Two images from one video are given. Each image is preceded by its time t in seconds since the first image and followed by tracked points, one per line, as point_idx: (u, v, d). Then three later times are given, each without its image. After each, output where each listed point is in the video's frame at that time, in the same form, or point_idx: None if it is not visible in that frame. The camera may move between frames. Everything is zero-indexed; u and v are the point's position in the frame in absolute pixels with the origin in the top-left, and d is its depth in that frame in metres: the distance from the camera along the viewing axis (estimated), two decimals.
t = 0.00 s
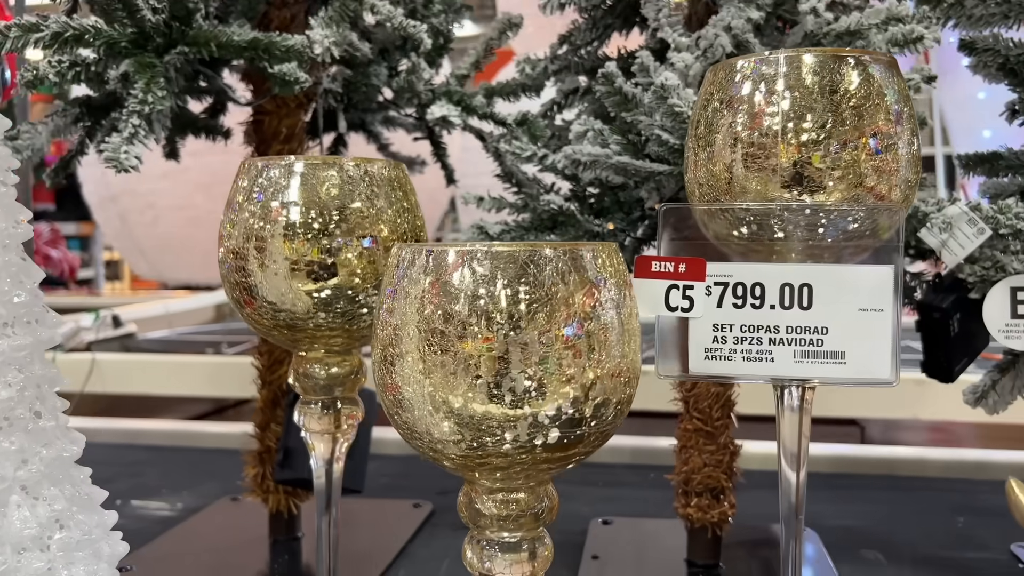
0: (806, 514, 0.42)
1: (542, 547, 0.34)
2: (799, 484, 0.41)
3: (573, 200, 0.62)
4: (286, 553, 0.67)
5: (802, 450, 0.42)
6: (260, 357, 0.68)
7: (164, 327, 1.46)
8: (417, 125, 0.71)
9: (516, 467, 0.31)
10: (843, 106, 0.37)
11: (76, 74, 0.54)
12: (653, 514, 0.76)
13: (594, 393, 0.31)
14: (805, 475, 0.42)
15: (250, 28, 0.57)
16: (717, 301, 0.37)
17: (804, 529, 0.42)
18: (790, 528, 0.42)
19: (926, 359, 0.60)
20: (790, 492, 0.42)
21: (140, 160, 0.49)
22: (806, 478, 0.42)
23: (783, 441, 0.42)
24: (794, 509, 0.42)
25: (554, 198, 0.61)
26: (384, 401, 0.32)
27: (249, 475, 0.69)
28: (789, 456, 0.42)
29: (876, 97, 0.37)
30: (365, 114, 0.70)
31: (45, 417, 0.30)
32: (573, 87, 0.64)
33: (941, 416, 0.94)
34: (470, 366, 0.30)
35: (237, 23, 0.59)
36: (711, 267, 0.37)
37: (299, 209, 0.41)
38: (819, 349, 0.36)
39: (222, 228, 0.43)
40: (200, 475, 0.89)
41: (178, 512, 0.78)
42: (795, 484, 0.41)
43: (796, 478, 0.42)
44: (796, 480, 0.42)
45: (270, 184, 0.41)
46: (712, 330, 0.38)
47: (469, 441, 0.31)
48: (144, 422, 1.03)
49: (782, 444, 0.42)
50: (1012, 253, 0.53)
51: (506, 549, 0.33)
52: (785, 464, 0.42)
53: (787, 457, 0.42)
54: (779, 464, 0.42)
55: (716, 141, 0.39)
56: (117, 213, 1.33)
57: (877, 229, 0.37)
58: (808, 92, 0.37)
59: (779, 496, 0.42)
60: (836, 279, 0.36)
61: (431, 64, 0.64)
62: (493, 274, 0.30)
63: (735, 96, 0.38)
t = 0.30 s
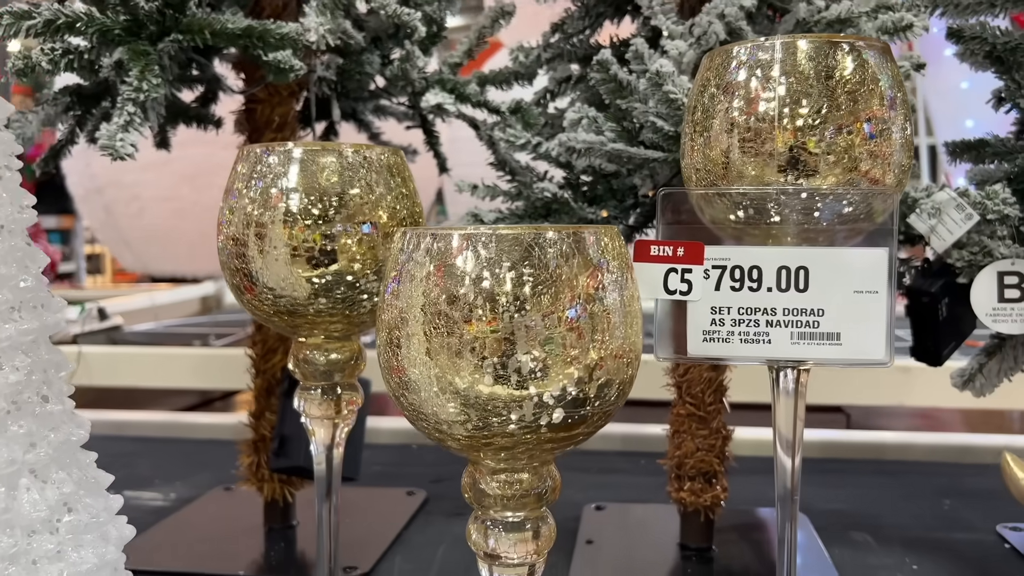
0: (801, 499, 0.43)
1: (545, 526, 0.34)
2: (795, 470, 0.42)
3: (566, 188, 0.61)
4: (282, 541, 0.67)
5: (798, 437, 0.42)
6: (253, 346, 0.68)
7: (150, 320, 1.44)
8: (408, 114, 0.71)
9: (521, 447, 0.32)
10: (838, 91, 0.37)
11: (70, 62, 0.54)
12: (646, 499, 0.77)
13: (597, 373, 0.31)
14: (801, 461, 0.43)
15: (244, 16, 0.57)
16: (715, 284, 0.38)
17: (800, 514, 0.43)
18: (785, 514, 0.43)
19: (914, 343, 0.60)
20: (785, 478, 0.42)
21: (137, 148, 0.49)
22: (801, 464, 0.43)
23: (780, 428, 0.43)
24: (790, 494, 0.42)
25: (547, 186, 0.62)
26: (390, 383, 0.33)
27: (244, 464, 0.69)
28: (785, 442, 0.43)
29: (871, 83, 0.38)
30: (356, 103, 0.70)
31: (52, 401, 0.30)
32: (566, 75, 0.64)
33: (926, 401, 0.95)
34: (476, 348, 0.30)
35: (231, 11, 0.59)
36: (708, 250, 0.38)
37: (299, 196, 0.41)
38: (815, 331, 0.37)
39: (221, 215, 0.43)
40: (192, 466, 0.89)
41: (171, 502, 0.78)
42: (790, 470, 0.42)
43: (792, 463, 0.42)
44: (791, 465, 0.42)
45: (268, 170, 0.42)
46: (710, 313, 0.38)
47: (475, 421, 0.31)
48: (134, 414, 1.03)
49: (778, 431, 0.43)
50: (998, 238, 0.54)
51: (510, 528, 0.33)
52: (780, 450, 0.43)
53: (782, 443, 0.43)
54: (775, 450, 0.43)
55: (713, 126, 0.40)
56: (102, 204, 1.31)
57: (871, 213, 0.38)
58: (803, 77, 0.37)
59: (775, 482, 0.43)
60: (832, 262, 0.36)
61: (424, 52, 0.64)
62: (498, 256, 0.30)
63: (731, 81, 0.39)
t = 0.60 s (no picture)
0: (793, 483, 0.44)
1: (546, 504, 0.35)
2: (787, 454, 0.43)
3: (560, 175, 0.62)
4: (279, 527, 0.68)
5: (790, 422, 0.43)
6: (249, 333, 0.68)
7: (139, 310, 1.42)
8: (401, 103, 0.71)
9: (522, 426, 0.33)
10: (831, 77, 0.38)
11: (65, 50, 0.55)
12: (638, 483, 0.78)
13: (597, 353, 0.32)
14: (793, 445, 0.44)
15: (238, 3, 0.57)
16: (710, 268, 0.39)
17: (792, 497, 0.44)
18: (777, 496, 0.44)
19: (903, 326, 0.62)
20: (778, 462, 0.43)
21: (134, 135, 0.49)
22: (793, 448, 0.44)
23: (772, 413, 0.44)
24: (782, 477, 0.43)
25: (541, 173, 0.62)
26: (393, 364, 0.33)
27: (240, 451, 0.69)
28: (777, 427, 0.44)
29: (862, 69, 0.38)
30: (350, 91, 0.70)
31: (60, 383, 0.31)
32: (558, 63, 0.65)
33: (913, 386, 0.97)
34: (479, 329, 0.31)
35: None
36: (704, 234, 0.39)
37: (299, 182, 0.41)
38: (808, 313, 0.38)
39: (221, 201, 0.44)
40: (187, 454, 0.89)
41: (166, 489, 0.79)
42: (782, 454, 0.43)
43: (784, 448, 0.43)
44: (784, 450, 0.43)
45: (268, 157, 0.42)
46: (705, 296, 0.39)
47: (478, 401, 0.32)
48: (126, 403, 1.03)
49: (771, 417, 0.44)
50: (985, 223, 0.54)
51: (511, 506, 0.34)
52: (773, 435, 0.44)
53: (775, 429, 0.44)
54: (767, 435, 0.44)
55: (707, 112, 0.40)
56: (90, 194, 1.29)
57: (862, 197, 0.38)
58: (797, 64, 0.38)
59: (768, 466, 0.44)
60: (825, 245, 0.37)
61: (418, 40, 0.64)
62: (499, 239, 0.30)
63: (725, 68, 0.39)
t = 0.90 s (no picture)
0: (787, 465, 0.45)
1: (545, 482, 0.35)
2: (781, 438, 0.44)
3: (556, 161, 0.62)
4: (277, 511, 0.68)
5: (783, 407, 0.44)
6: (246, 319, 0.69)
7: (133, 299, 1.40)
8: (396, 89, 0.71)
9: (522, 404, 0.33)
10: (824, 62, 0.38)
11: (62, 36, 0.54)
12: (632, 467, 0.79)
13: (596, 333, 0.33)
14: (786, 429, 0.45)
15: None
16: (705, 250, 0.39)
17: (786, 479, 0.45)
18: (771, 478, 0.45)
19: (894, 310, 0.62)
20: (772, 446, 0.44)
21: (132, 121, 0.50)
22: (787, 432, 0.45)
23: (766, 399, 0.45)
24: (776, 461, 0.44)
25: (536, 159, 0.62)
26: (395, 345, 0.34)
27: (238, 436, 0.70)
28: (771, 412, 0.44)
29: (855, 54, 0.39)
30: (345, 78, 0.70)
31: (68, 364, 0.31)
32: (553, 50, 0.65)
33: (903, 370, 0.98)
34: (480, 310, 0.31)
35: None
36: (700, 217, 0.39)
37: (299, 165, 0.42)
38: (801, 294, 0.38)
39: (221, 186, 0.44)
40: (183, 440, 0.90)
41: (164, 475, 0.79)
42: (776, 438, 0.44)
43: (778, 432, 0.44)
44: (777, 434, 0.44)
45: (267, 141, 0.42)
46: (700, 278, 0.40)
47: (479, 380, 0.32)
48: (121, 390, 1.03)
49: (765, 401, 0.45)
50: (975, 207, 0.55)
51: (511, 484, 0.35)
52: (767, 420, 0.45)
53: (769, 413, 0.45)
54: (762, 419, 0.45)
55: (703, 97, 0.41)
56: (81, 181, 1.26)
57: (855, 180, 0.39)
58: (790, 49, 0.39)
59: (762, 449, 0.45)
60: (818, 228, 0.38)
61: (414, 26, 0.64)
62: (500, 221, 0.31)
63: (720, 53, 0.40)
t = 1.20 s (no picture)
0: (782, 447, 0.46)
1: (544, 459, 0.36)
2: (775, 421, 0.45)
3: (554, 146, 0.62)
4: (279, 493, 0.69)
5: (778, 390, 0.45)
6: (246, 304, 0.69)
7: (132, 286, 1.40)
8: (395, 75, 0.71)
9: (523, 382, 0.34)
10: (819, 46, 0.39)
11: (64, 21, 0.54)
12: (629, 449, 0.79)
13: (595, 313, 0.33)
14: (781, 412, 0.46)
15: None
16: (702, 232, 0.40)
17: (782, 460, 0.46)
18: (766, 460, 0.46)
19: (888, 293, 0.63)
20: (767, 429, 0.45)
21: (135, 106, 0.50)
22: (782, 415, 0.45)
23: (761, 382, 0.45)
24: (771, 443, 0.45)
25: (535, 144, 0.63)
26: (397, 325, 0.35)
27: (240, 419, 0.70)
28: (767, 396, 0.45)
29: (850, 38, 0.39)
30: (343, 65, 0.70)
31: (77, 344, 0.32)
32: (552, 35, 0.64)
33: (898, 355, 0.99)
34: (481, 290, 0.32)
35: None
36: (696, 199, 0.40)
37: (301, 149, 0.42)
38: (796, 275, 0.39)
39: (224, 170, 0.44)
40: (185, 425, 0.91)
41: (166, 458, 0.80)
42: (771, 421, 0.45)
43: (772, 415, 0.45)
44: (772, 417, 0.45)
45: (269, 125, 0.43)
46: (697, 260, 0.40)
47: (480, 358, 0.33)
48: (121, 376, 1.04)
49: (760, 386, 0.45)
50: (969, 191, 0.56)
51: (512, 460, 0.35)
52: (762, 404, 0.45)
53: (764, 397, 0.45)
54: (757, 403, 0.46)
55: (700, 81, 0.41)
56: (81, 169, 1.25)
57: (850, 163, 0.39)
58: (786, 33, 0.39)
59: (757, 432, 0.45)
60: (814, 210, 0.39)
61: (412, 11, 0.64)
62: (500, 203, 0.32)
63: (717, 38, 0.40)
